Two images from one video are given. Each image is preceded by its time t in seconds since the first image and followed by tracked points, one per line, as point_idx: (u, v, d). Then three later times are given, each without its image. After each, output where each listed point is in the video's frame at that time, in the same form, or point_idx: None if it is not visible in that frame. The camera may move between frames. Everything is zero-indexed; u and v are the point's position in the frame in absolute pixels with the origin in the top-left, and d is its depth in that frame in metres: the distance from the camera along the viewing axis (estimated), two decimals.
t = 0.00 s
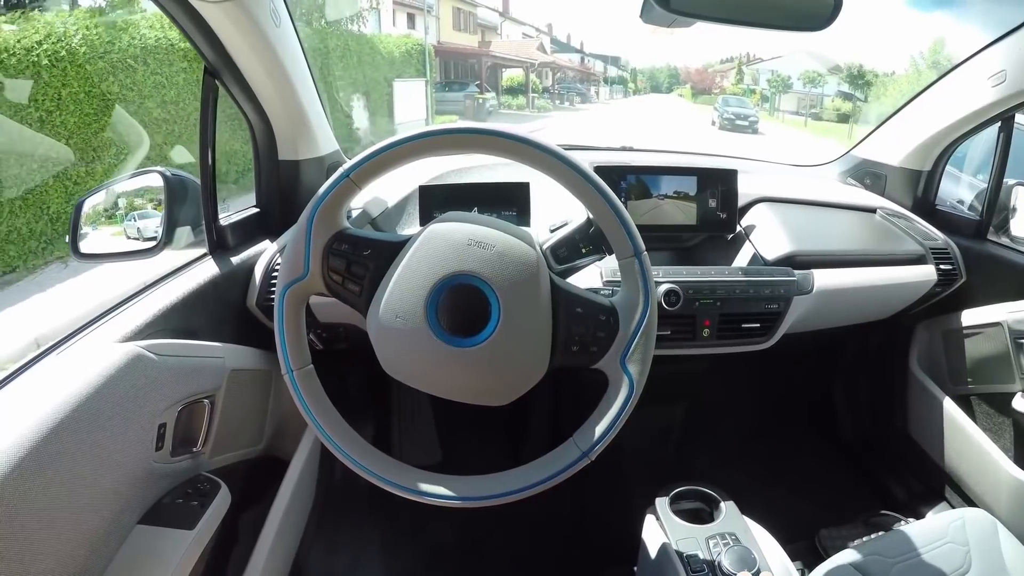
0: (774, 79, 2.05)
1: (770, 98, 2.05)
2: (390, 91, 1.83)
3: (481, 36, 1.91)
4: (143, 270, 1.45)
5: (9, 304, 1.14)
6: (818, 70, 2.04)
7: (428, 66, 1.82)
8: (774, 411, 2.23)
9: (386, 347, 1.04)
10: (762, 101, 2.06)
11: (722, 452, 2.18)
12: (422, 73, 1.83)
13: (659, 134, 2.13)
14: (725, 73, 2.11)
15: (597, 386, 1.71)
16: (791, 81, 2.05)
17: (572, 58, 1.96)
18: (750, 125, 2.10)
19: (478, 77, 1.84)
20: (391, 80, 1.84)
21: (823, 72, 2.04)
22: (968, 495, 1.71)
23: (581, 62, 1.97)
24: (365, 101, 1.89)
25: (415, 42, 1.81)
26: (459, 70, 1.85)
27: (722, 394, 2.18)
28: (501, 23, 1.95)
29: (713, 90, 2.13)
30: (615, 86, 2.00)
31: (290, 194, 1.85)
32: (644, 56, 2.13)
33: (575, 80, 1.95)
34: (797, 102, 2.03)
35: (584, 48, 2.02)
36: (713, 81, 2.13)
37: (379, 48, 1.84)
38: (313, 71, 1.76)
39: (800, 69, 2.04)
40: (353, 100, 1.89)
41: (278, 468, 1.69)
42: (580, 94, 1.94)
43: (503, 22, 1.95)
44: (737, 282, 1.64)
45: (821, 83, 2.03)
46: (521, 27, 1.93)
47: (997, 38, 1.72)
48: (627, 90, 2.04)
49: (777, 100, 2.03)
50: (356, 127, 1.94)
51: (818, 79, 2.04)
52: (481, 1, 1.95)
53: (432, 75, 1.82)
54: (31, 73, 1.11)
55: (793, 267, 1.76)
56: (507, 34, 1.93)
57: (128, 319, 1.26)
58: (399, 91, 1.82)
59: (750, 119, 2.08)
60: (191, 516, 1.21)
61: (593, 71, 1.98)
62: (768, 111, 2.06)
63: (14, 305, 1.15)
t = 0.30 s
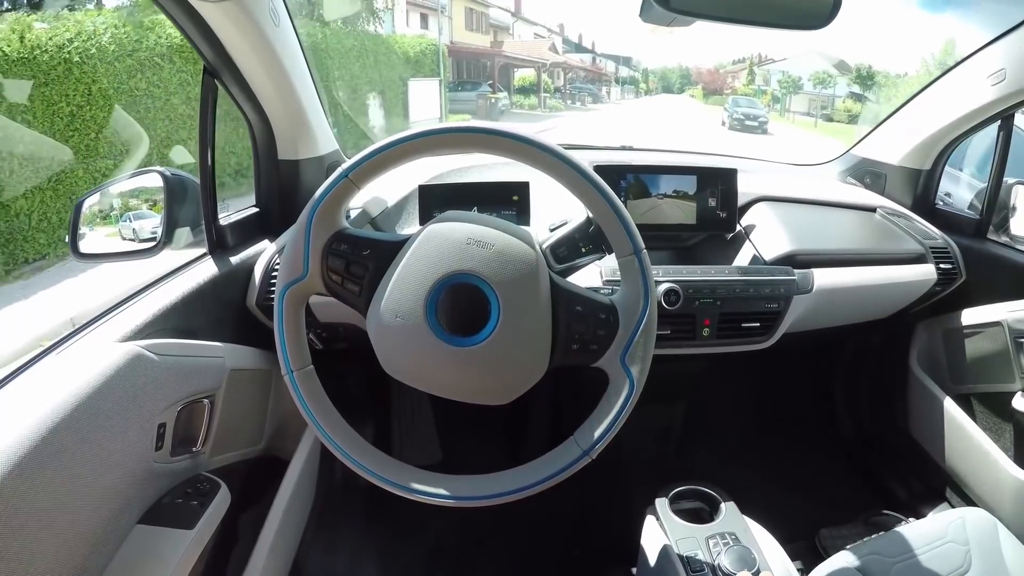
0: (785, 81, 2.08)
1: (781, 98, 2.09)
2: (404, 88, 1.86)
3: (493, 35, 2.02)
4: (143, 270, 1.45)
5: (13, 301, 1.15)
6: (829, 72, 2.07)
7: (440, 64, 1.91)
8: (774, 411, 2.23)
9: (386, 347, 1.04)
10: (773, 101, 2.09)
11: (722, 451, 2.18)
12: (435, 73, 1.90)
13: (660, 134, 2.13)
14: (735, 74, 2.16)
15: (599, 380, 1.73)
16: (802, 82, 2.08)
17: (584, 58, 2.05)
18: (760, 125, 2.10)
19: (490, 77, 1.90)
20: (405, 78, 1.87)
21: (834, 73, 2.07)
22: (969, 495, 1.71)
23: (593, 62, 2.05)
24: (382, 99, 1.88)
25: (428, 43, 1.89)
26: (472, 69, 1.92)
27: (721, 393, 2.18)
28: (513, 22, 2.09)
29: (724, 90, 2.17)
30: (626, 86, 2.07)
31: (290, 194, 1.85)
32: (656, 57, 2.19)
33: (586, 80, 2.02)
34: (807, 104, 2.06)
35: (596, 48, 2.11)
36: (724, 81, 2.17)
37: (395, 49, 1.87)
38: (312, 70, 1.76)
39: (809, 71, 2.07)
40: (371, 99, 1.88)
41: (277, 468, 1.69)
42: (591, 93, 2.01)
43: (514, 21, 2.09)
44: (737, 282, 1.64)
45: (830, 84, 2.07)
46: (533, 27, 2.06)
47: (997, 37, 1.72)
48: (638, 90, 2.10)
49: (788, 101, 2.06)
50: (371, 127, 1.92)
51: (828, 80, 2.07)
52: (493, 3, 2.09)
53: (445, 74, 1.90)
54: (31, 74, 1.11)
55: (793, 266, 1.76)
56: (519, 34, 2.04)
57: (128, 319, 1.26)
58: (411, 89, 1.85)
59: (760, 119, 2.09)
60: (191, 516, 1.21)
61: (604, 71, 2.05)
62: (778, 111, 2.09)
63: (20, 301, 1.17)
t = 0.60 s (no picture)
0: (798, 84, 2.05)
1: (793, 102, 2.10)
2: (422, 89, 1.89)
3: (507, 38, 2.01)
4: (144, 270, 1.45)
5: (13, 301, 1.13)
6: (841, 75, 2.03)
7: (457, 66, 1.90)
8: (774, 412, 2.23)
9: (386, 346, 1.04)
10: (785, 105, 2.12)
11: (722, 452, 2.18)
12: (452, 74, 1.90)
13: (659, 135, 2.14)
14: (750, 78, 2.10)
15: (601, 375, 1.83)
16: (814, 85, 2.05)
17: (598, 60, 2.01)
18: (772, 128, 2.15)
19: (504, 77, 1.90)
20: (422, 79, 1.90)
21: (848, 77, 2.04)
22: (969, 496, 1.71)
23: (607, 63, 2.02)
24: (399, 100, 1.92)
25: (445, 44, 1.89)
26: (486, 70, 1.93)
27: (720, 394, 2.18)
28: (527, 24, 2.03)
29: (738, 94, 2.16)
30: (639, 89, 2.06)
31: (291, 195, 1.85)
32: (669, 59, 2.15)
33: (600, 81, 2.01)
34: (820, 107, 2.06)
35: (610, 49, 2.11)
36: (738, 84, 2.14)
37: (412, 51, 1.90)
38: (312, 71, 1.76)
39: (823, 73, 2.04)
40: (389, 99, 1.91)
41: (276, 467, 1.69)
42: (603, 95, 2.01)
43: (529, 23, 2.03)
44: (736, 283, 1.65)
45: (842, 87, 2.04)
46: (547, 28, 2.01)
47: (996, 39, 1.72)
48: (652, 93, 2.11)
49: (800, 105, 2.08)
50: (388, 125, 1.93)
51: (839, 84, 2.04)
52: (507, 3, 2.05)
53: (462, 75, 1.90)
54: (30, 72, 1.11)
55: (792, 267, 1.76)
56: (534, 36, 1.99)
57: (128, 319, 1.26)
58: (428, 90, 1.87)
59: (771, 122, 2.14)
60: (191, 515, 1.21)
61: (618, 73, 2.03)
62: (789, 115, 2.11)
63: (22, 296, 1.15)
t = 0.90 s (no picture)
0: (807, 86, 2.11)
1: (803, 104, 2.13)
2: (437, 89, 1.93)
3: (520, 39, 2.00)
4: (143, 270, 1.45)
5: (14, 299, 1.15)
6: (851, 78, 2.08)
7: (472, 67, 1.92)
8: (773, 413, 2.23)
9: (387, 349, 1.04)
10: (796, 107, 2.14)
11: (721, 452, 2.18)
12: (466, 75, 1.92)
13: (660, 136, 2.14)
14: (760, 79, 2.20)
15: (601, 375, 1.88)
16: (824, 88, 2.10)
17: (610, 62, 2.02)
18: (780, 131, 2.15)
19: (515, 78, 1.89)
20: (439, 79, 1.94)
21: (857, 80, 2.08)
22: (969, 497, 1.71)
23: (619, 65, 2.02)
24: (414, 98, 1.97)
25: (457, 46, 1.90)
26: (498, 71, 1.92)
27: (720, 395, 2.19)
28: (539, 25, 2.01)
29: (749, 96, 2.24)
30: (651, 90, 2.03)
31: (291, 196, 1.85)
32: (683, 61, 2.20)
33: (611, 83, 2.00)
34: (831, 109, 2.09)
35: (622, 51, 2.06)
36: (748, 86, 2.23)
37: (427, 52, 1.93)
38: (313, 71, 1.76)
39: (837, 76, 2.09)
40: (405, 98, 1.97)
41: (276, 468, 1.69)
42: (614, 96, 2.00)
43: (540, 24, 2.02)
44: (737, 285, 1.65)
45: (852, 90, 2.07)
46: (558, 29, 1.99)
47: (995, 40, 1.72)
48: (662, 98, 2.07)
49: (810, 107, 2.11)
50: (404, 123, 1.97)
51: (849, 87, 2.08)
52: (520, 4, 2.05)
53: (473, 76, 1.91)
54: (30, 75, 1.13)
55: (792, 269, 1.77)
56: (546, 38, 1.98)
57: (128, 320, 1.26)
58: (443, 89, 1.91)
59: (780, 123, 2.13)
60: (190, 516, 1.21)
61: (630, 75, 2.01)
62: (799, 117, 2.13)
63: (13, 301, 1.15)
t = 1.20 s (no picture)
0: (821, 85, 2.05)
1: (817, 104, 2.09)
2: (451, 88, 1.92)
3: (533, 38, 1.93)
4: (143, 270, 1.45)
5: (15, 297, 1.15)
6: (864, 77, 2.02)
7: (486, 65, 1.89)
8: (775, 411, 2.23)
9: (388, 346, 1.04)
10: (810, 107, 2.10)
11: (723, 451, 2.18)
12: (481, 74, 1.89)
13: (661, 134, 2.13)
14: (774, 78, 2.09)
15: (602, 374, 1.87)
16: (837, 86, 2.05)
17: (622, 60, 1.94)
18: (791, 129, 2.13)
19: (530, 77, 1.87)
20: (453, 79, 1.91)
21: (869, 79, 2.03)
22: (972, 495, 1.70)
23: (632, 64, 1.95)
24: (432, 96, 1.95)
25: (472, 45, 1.88)
26: (512, 69, 1.89)
27: (722, 393, 2.18)
28: (551, 23, 1.95)
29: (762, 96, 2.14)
30: (664, 89, 2.00)
31: (291, 195, 1.85)
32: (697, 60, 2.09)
33: (624, 81, 1.95)
34: (843, 108, 2.08)
35: (634, 48, 1.97)
36: (763, 86, 2.11)
37: (443, 51, 1.90)
38: (313, 70, 1.76)
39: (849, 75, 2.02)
40: (421, 96, 1.94)
41: (277, 468, 1.68)
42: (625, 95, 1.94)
43: (554, 22, 1.95)
44: (738, 283, 1.64)
45: (864, 89, 2.03)
46: (572, 27, 1.94)
47: (996, 37, 1.70)
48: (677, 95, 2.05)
49: (824, 107, 2.07)
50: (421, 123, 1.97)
51: (861, 86, 2.04)
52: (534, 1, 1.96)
53: (489, 74, 1.89)
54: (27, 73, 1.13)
55: (793, 266, 1.76)
56: (558, 36, 1.94)
57: (128, 319, 1.26)
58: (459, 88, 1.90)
59: (791, 123, 2.11)
60: (191, 515, 1.20)
61: (643, 74, 1.96)
62: (813, 116, 2.10)
63: (13, 302, 1.15)
